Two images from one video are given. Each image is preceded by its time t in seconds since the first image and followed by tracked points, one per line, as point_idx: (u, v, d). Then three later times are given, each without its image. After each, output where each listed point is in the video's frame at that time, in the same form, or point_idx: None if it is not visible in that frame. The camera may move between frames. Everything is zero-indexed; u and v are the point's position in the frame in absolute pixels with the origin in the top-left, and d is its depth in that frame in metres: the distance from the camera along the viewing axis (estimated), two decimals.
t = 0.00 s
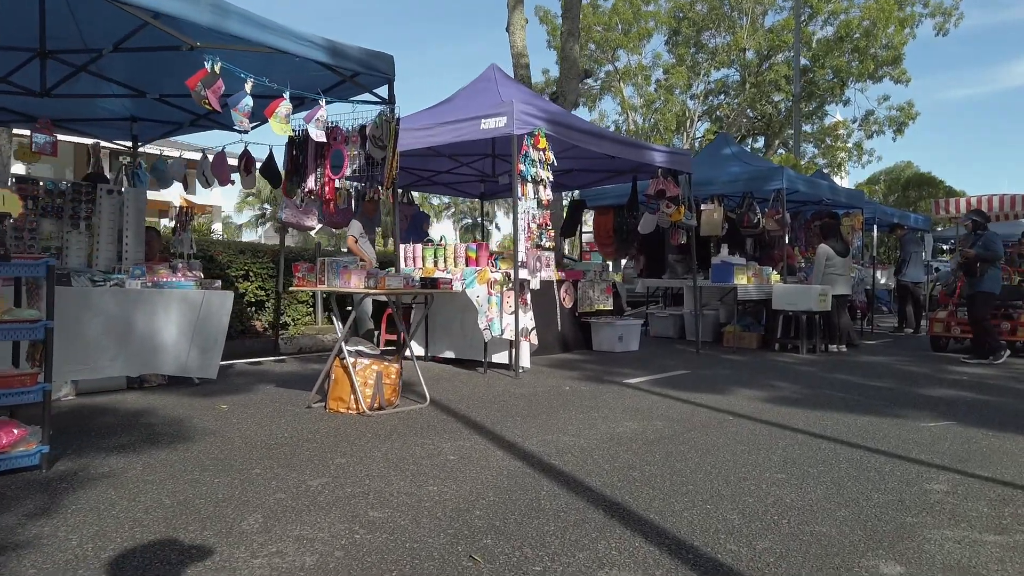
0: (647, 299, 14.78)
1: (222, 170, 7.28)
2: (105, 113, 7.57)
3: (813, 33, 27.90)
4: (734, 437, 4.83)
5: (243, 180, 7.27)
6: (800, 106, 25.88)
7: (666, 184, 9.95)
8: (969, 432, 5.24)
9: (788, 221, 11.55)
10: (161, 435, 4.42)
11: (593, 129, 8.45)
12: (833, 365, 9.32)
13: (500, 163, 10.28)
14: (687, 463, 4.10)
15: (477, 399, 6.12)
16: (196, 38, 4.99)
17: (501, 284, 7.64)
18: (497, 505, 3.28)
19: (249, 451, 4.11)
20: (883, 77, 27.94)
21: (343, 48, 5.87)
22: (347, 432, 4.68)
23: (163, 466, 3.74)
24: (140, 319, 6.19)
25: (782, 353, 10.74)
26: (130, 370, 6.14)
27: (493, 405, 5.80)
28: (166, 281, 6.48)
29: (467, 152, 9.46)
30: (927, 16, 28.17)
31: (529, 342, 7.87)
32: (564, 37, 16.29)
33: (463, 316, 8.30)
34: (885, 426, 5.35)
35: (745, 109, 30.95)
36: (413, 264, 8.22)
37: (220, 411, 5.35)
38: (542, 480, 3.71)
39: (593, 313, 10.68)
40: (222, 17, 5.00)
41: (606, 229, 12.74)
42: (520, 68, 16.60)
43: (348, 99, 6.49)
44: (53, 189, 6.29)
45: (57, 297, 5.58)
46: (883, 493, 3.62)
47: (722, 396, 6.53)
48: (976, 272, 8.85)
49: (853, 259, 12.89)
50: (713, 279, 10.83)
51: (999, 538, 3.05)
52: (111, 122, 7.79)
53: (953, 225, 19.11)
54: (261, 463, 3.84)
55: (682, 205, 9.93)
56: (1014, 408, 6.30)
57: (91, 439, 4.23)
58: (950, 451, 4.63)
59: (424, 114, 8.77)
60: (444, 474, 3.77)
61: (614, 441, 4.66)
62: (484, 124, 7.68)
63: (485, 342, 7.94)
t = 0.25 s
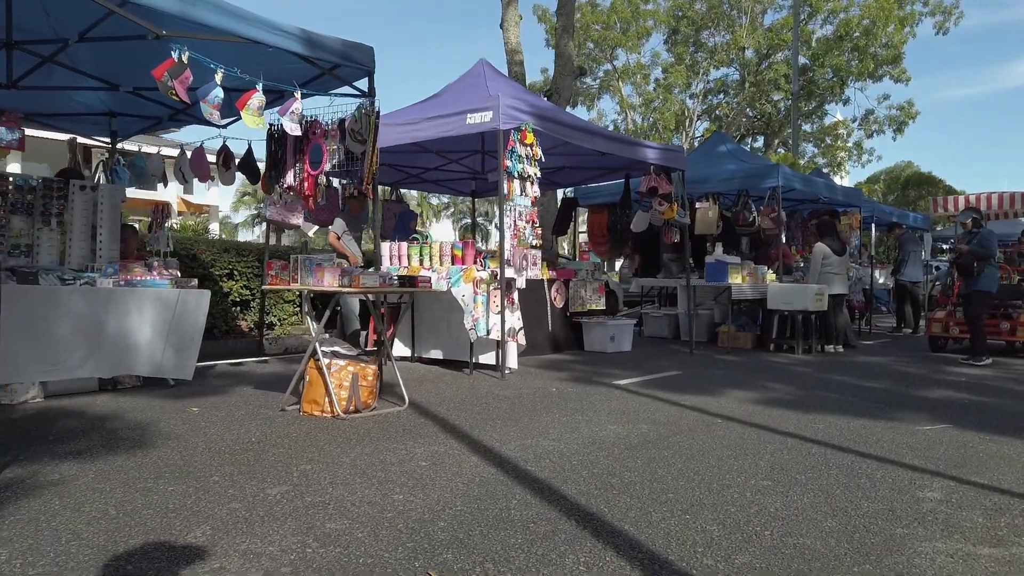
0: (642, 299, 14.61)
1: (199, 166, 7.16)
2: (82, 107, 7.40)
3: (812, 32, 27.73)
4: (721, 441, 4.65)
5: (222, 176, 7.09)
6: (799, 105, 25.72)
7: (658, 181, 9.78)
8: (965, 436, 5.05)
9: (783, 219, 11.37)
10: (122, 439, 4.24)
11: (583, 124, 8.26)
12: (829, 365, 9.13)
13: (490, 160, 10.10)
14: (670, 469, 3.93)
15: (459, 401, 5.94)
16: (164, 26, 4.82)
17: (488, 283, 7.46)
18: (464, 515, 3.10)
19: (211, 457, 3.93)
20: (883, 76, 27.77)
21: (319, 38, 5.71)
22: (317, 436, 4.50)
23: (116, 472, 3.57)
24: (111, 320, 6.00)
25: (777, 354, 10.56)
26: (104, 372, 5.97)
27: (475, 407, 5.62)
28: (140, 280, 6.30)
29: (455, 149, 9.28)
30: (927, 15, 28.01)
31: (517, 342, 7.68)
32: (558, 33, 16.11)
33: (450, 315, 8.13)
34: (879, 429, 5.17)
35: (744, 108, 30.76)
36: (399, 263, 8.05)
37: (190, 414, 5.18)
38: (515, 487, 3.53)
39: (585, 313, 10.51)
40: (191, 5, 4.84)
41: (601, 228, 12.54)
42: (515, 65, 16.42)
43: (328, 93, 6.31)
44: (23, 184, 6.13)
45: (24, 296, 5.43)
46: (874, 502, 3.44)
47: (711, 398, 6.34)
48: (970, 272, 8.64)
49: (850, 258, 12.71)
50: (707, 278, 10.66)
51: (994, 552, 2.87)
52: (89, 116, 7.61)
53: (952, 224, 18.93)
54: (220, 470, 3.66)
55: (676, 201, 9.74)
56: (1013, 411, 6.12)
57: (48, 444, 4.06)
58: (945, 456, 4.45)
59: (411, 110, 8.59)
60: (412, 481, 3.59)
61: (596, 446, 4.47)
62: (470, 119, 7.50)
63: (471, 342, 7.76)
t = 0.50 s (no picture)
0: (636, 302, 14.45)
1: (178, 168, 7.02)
2: (59, 106, 7.24)
3: (810, 33, 27.57)
4: (706, 453, 4.48)
5: (200, 178, 6.93)
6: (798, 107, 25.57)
7: (649, 182, 9.59)
8: (960, 446, 4.88)
9: (778, 221, 11.20)
10: (80, 451, 4.07)
11: (570, 125, 8.09)
12: (823, 370, 8.96)
13: (478, 161, 9.93)
14: (649, 483, 3.76)
15: (439, 409, 5.77)
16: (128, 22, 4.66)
17: (473, 287, 7.27)
18: (424, 535, 2.93)
19: (169, 470, 3.77)
20: (882, 77, 27.60)
21: (294, 35, 5.54)
22: (285, 448, 4.33)
23: (65, 487, 3.41)
24: (79, 326, 5.87)
25: (771, 358, 10.39)
26: (74, 380, 5.87)
27: (454, 416, 5.45)
28: (112, 284, 6.14)
29: (442, 149, 9.12)
30: (926, 16, 27.86)
31: (503, 348, 7.51)
32: (552, 33, 15.96)
33: (435, 319, 7.95)
34: (870, 439, 5.00)
35: (743, 109, 30.60)
36: (383, 266, 7.88)
37: (159, 423, 5.02)
38: (483, 504, 3.36)
39: (576, 317, 10.34)
40: None
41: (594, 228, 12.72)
42: (508, 65, 16.26)
43: (304, 92, 6.15)
44: None
45: None
46: (860, 520, 3.27)
47: (700, 405, 6.18)
48: (963, 275, 8.45)
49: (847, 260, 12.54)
50: (700, 280, 10.52)
51: None
52: (66, 117, 7.46)
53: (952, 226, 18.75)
54: (176, 485, 3.49)
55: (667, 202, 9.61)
56: (1010, 419, 5.94)
57: (2, 456, 3.90)
58: (938, 468, 4.28)
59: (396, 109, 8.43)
60: (376, 497, 3.42)
61: (574, 458, 4.30)
62: (454, 119, 7.33)
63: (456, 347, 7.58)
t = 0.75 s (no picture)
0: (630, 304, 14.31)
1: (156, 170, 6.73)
2: (36, 107, 7.10)
3: (808, 35, 27.46)
4: (689, 464, 4.34)
5: (179, 179, 6.78)
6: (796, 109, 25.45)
7: (640, 184, 9.43)
8: (952, 457, 4.73)
9: (771, 223, 11.06)
10: (39, 464, 3.93)
11: (557, 126, 7.96)
12: (816, 375, 8.82)
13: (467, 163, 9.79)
14: (627, 498, 3.61)
15: (419, 416, 5.62)
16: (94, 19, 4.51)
17: (458, 291, 7.13)
18: (384, 557, 2.79)
19: (128, 484, 3.63)
20: (880, 79, 27.49)
21: (269, 34, 5.39)
22: (253, 459, 4.18)
23: (15, 504, 3.26)
24: (52, 331, 5.75)
25: (764, 362, 10.25)
26: (46, 387, 5.74)
27: (434, 424, 5.31)
28: (86, 289, 5.99)
29: (430, 151, 8.97)
30: (924, 18, 27.76)
31: (489, 352, 7.36)
32: (546, 34, 15.82)
33: (420, 323, 7.80)
34: (860, 449, 4.86)
35: (741, 111, 30.48)
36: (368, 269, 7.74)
37: (128, 432, 4.88)
38: (451, 521, 3.22)
39: (567, 320, 10.20)
40: None
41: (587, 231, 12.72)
42: (502, 66, 16.12)
43: (282, 92, 6.00)
44: None
45: None
46: (844, 539, 3.12)
47: (688, 413, 6.03)
48: (954, 279, 8.32)
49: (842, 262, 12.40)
50: (692, 284, 10.41)
51: None
52: (43, 118, 7.32)
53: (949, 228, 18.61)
54: (131, 501, 3.35)
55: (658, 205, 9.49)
56: (1005, 427, 5.79)
57: None
58: (928, 481, 4.13)
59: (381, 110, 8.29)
60: (340, 513, 3.28)
61: (552, 470, 4.16)
62: (438, 120, 7.19)
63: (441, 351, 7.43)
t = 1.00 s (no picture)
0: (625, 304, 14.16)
1: (133, 165, 6.51)
2: (13, 101, 6.94)
3: (807, 34, 27.31)
4: (671, 468, 4.18)
5: (156, 175, 6.59)
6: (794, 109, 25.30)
7: (631, 181, 9.27)
8: (945, 459, 4.58)
9: (766, 221, 10.91)
10: None
11: (545, 121, 7.79)
12: (810, 375, 8.66)
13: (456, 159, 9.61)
14: (603, 503, 3.46)
15: (398, 417, 5.46)
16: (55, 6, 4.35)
17: (442, 290, 6.96)
18: (339, 568, 2.64)
19: (83, 488, 3.48)
20: (879, 78, 27.34)
21: (244, 24, 5.25)
22: (218, 462, 4.02)
23: None
24: (21, 331, 5.63)
25: (758, 362, 10.11)
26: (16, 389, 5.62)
27: (412, 425, 5.15)
28: (57, 286, 5.84)
29: (417, 147, 8.82)
30: (923, 17, 27.61)
31: (474, 352, 7.20)
32: (540, 31, 15.68)
33: (405, 323, 7.64)
34: (850, 451, 4.70)
35: (739, 110, 30.32)
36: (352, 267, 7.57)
37: (95, 434, 4.73)
38: (415, 529, 3.06)
39: (558, 319, 10.04)
40: None
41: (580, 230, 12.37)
42: (495, 63, 15.98)
43: (259, 84, 5.84)
44: None
45: None
46: (828, 547, 2.97)
47: (676, 414, 5.88)
48: (946, 277, 8.17)
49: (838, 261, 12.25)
50: (685, 283, 10.25)
51: None
52: (20, 112, 7.16)
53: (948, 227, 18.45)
54: (82, 507, 3.20)
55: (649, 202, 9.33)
56: (1001, 428, 5.63)
57: None
58: (920, 485, 3.98)
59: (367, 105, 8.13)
60: (300, 520, 3.13)
61: (529, 473, 4.00)
62: (423, 114, 7.01)
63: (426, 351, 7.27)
